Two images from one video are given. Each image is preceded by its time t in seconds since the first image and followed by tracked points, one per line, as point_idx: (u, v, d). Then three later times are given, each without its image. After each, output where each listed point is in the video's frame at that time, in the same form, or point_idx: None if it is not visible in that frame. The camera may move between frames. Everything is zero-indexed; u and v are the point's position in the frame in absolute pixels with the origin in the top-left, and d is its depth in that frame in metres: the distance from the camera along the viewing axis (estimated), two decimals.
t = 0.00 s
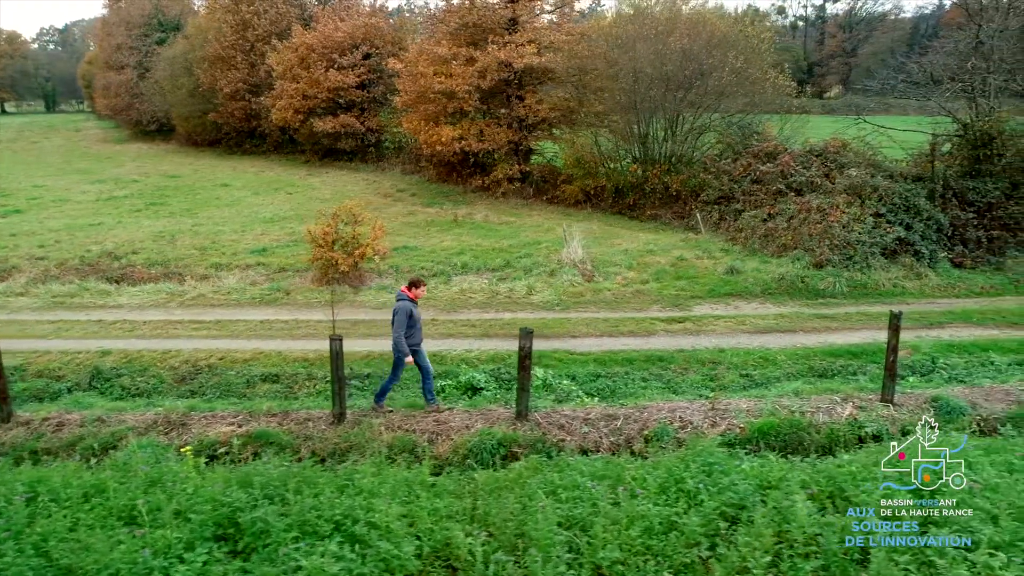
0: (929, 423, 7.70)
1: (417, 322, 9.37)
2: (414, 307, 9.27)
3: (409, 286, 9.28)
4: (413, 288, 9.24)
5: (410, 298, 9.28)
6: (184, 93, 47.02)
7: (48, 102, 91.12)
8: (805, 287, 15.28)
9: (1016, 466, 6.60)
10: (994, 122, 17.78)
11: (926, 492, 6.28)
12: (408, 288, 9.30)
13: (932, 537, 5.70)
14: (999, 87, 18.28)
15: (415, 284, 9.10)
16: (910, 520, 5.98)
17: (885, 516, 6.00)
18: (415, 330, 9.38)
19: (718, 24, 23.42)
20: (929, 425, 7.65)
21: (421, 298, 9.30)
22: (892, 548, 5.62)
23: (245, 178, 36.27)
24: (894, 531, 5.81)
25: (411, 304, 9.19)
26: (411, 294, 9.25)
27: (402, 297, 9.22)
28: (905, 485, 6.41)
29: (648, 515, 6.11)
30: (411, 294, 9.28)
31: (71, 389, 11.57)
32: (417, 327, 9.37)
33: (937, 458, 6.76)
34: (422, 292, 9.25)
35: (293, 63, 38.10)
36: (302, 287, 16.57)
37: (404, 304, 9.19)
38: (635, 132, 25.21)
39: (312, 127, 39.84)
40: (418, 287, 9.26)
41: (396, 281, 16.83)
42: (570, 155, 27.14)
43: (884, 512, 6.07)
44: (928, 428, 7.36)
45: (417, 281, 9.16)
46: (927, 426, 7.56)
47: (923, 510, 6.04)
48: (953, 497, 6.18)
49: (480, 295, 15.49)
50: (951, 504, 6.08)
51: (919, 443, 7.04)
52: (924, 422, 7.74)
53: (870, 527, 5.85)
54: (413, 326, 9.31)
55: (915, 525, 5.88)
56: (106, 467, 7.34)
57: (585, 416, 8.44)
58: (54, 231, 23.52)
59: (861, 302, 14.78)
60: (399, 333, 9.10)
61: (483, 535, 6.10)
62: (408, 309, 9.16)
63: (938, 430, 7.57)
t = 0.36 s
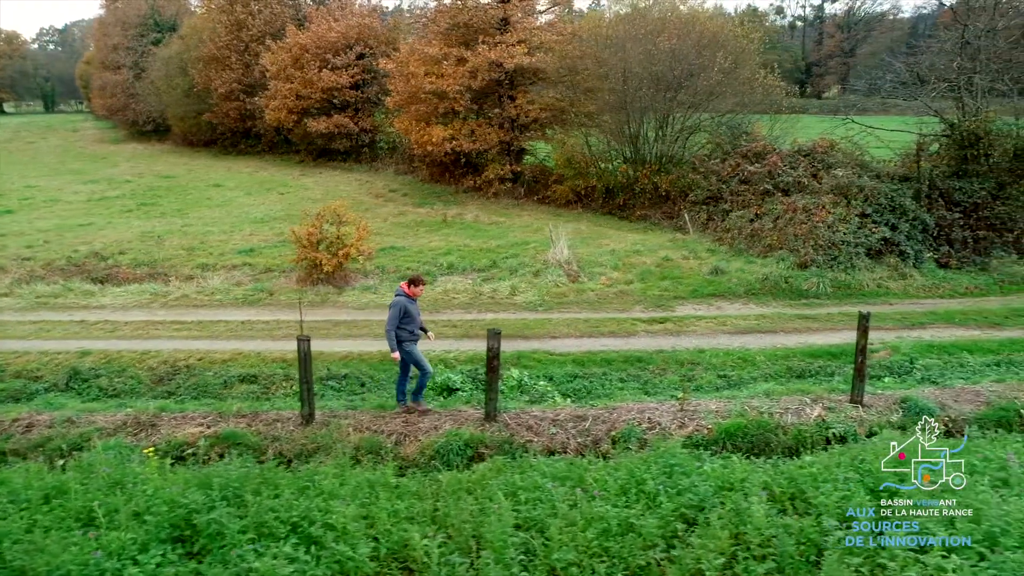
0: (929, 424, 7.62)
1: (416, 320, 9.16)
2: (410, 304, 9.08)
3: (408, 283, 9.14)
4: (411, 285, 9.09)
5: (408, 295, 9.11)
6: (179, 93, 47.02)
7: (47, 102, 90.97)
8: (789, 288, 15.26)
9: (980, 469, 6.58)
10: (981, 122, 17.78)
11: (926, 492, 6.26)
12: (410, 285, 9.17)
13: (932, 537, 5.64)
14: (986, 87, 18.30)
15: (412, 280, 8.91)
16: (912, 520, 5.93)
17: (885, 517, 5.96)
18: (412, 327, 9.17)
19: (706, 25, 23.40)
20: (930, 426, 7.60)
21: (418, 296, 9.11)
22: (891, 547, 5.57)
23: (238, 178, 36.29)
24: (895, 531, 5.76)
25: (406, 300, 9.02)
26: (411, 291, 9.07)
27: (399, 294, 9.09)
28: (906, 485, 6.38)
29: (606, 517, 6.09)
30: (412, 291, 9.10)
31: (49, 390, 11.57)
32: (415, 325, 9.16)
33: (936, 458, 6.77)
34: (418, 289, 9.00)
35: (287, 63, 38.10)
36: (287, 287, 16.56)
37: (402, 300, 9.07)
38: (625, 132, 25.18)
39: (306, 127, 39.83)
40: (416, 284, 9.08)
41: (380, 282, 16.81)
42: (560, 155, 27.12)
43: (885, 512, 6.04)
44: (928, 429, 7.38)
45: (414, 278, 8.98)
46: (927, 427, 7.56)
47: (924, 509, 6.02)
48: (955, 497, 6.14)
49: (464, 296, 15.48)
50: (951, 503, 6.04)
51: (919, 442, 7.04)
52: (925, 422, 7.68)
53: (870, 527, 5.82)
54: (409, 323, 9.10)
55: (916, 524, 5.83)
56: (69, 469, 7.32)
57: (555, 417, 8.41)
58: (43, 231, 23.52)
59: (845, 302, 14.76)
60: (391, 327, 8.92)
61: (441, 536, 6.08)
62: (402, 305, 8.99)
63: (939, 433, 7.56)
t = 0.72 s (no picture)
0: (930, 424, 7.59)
1: (415, 325, 9.19)
2: (408, 310, 9.08)
3: (405, 289, 9.06)
4: (407, 291, 9.03)
5: (405, 301, 9.09)
6: (174, 93, 47.03)
7: (46, 103, 91.55)
8: (772, 288, 15.25)
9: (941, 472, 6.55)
10: (967, 122, 17.83)
11: (927, 491, 6.23)
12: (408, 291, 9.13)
13: (931, 537, 5.61)
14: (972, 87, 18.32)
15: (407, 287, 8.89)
16: (911, 519, 5.90)
17: (884, 516, 5.91)
18: (412, 331, 9.21)
19: (695, 26, 23.41)
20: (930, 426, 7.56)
21: (416, 302, 9.07)
22: (891, 548, 5.52)
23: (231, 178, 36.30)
24: (895, 531, 5.71)
25: (403, 308, 9.03)
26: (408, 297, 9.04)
27: (396, 300, 9.07)
28: (907, 485, 6.32)
29: (562, 518, 6.07)
30: (410, 297, 9.07)
31: (25, 390, 11.56)
32: (415, 329, 9.20)
33: (936, 458, 6.74)
34: (414, 295, 8.96)
35: (280, 63, 38.09)
36: (271, 288, 16.54)
37: (400, 307, 9.06)
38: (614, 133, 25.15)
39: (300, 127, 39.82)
40: (413, 291, 9.01)
41: (365, 282, 16.79)
42: (551, 155, 27.12)
43: (884, 511, 5.98)
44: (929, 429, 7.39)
45: (410, 286, 8.90)
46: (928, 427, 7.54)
47: (924, 510, 5.97)
48: (954, 497, 6.13)
49: (447, 296, 15.48)
50: (951, 504, 6.01)
51: (919, 442, 7.00)
52: (925, 422, 7.64)
53: (870, 527, 5.76)
54: (409, 329, 9.14)
55: (915, 524, 5.79)
56: (31, 470, 7.29)
57: (523, 418, 8.40)
58: (32, 231, 23.51)
59: (828, 303, 14.75)
60: (392, 336, 8.99)
61: (398, 537, 6.05)
62: (400, 314, 9.02)
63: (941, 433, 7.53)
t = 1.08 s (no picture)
0: (930, 424, 7.63)
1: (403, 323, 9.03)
2: (396, 309, 8.94)
3: (394, 288, 8.93)
4: (395, 290, 8.90)
5: (393, 299, 8.94)
6: (168, 93, 47.02)
7: (45, 102, 91.59)
8: (754, 288, 15.25)
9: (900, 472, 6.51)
10: (953, 122, 17.84)
11: (927, 492, 6.27)
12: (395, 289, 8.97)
13: (931, 538, 5.58)
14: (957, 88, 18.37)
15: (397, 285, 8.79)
16: (910, 520, 5.85)
17: (884, 517, 5.83)
18: (400, 331, 9.05)
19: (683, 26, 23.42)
20: (929, 425, 7.59)
21: (404, 301, 8.92)
22: (893, 549, 5.46)
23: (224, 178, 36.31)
24: (895, 532, 5.65)
25: (391, 306, 8.89)
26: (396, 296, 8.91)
27: (384, 298, 8.94)
28: (907, 485, 6.40)
29: (517, 519, 6.07)
30: (397, 296, 8.93)
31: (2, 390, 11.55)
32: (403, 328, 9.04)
33: (937, 458, 6.81)
34: (403, 294, 8.88)
35: (274, 63, 38.11)
36: (255, 287, 16.54)
37: (387, 306, 8.92)
38: (603, 133, 25.12)
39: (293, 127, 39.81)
40: (402, 291, 8.86)
41: (349, 282, 16.76)
42: (542, 155, 27.11)
43: (884, 511, 5.91)
44: (928, 429, 7.46)
45: (398, 286, 8.83)
46: (928, 427, 7.57)
47: (923, 510, 5.96)
48: (953, 497, 6.15)
49: (430, 297, 15.47)
50: (950, 504, 6.01)
51: (919, 443, 7.09)
52: (925, 422, 7.67)
53: (870, 527, 5.68)
54: (395, 327, 8.97)
55: (914, 525, 5.75)
56: None
57: (490, 419, 8.37)
58: (21, 231, 23.49)
59: (809, 303, 14.75)
60: (378, 334, 8.85)
61: (353, 538, 6.04)
62: (387, 312, 8.88)
63: (940, 432, 7.58)
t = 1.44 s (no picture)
0: (930, 424, 7.59)
1: (387, 327, 9.12)
2: (381, 313, 9.06)
3: (383, 291, 9.06)
4: (383, 294, 9.00)
5: (380, 302, 9.07)
6: (163, 93, 47.04)
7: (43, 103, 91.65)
8: (737, 289, 15.24)
9: (857, 468, 6.47)
10: (939, 123, 17.81)
11: (927, 491, 6.24)
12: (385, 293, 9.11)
13: (931, 538, 5.57)
14: (942, 88, 18.44)
15: (382, 289, 8.92)
16: (911, 520, 5.84)
17: (884, 517, 5.82)
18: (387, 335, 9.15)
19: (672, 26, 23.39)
20: (929, 426, 7.54)
21: (386, 305, 8.99)
22: (894, 548, 5.43)
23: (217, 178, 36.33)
24: (895, 532, 5.63)
25: (373, 308, 9.04)
26: (383, 299, 9.03)
27: (373, 300, 9.12)
28: (908, 485, 6.35)
29: (473, 520, 6.06)
30: (385, 299, 9.05)
31: None
32: (386, 331, 9.13)
33: (936, 458, 6.78)
34: (388, 298, 8.95)
35: (268, 63, 38.09)
36: (240, 288, 16.55)
37: (375, 308, 9.07)
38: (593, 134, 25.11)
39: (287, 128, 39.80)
40: (388, 295, 8.96)
41: (332, 283, 16.76)
42: (532, 156, 27.11)
43: (884, 511, 5.90)
44: (928, 429, 7.46)
45: (385, 290, 8.95)
46: (928, 428, 7.54)
47: (924, 509, 5.95)
48: (953, 497, 6.14)
49: (413, 297, 15.48)
50: (950, 504, 6.00)
51: (920, 443, 7.05)
52: (925, 421, 7.62)
53: (870, 527, 5.67)
54: (381, 331, 9.10)
55: (915, 525, 5.74)
56: None
57: (457, 419, 8.37)
58: (10, 231, 23.49)
59: (791, 303, 14.75)
60: (360, 334, 9.05)
61: (309, 539, 6.04)
62: (369, 312, 9.05)
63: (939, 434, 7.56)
